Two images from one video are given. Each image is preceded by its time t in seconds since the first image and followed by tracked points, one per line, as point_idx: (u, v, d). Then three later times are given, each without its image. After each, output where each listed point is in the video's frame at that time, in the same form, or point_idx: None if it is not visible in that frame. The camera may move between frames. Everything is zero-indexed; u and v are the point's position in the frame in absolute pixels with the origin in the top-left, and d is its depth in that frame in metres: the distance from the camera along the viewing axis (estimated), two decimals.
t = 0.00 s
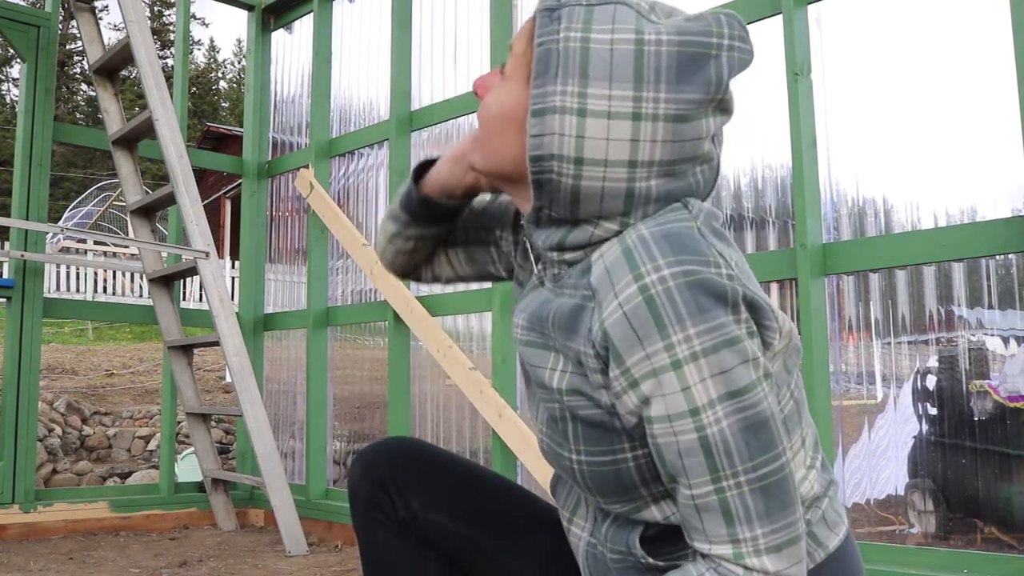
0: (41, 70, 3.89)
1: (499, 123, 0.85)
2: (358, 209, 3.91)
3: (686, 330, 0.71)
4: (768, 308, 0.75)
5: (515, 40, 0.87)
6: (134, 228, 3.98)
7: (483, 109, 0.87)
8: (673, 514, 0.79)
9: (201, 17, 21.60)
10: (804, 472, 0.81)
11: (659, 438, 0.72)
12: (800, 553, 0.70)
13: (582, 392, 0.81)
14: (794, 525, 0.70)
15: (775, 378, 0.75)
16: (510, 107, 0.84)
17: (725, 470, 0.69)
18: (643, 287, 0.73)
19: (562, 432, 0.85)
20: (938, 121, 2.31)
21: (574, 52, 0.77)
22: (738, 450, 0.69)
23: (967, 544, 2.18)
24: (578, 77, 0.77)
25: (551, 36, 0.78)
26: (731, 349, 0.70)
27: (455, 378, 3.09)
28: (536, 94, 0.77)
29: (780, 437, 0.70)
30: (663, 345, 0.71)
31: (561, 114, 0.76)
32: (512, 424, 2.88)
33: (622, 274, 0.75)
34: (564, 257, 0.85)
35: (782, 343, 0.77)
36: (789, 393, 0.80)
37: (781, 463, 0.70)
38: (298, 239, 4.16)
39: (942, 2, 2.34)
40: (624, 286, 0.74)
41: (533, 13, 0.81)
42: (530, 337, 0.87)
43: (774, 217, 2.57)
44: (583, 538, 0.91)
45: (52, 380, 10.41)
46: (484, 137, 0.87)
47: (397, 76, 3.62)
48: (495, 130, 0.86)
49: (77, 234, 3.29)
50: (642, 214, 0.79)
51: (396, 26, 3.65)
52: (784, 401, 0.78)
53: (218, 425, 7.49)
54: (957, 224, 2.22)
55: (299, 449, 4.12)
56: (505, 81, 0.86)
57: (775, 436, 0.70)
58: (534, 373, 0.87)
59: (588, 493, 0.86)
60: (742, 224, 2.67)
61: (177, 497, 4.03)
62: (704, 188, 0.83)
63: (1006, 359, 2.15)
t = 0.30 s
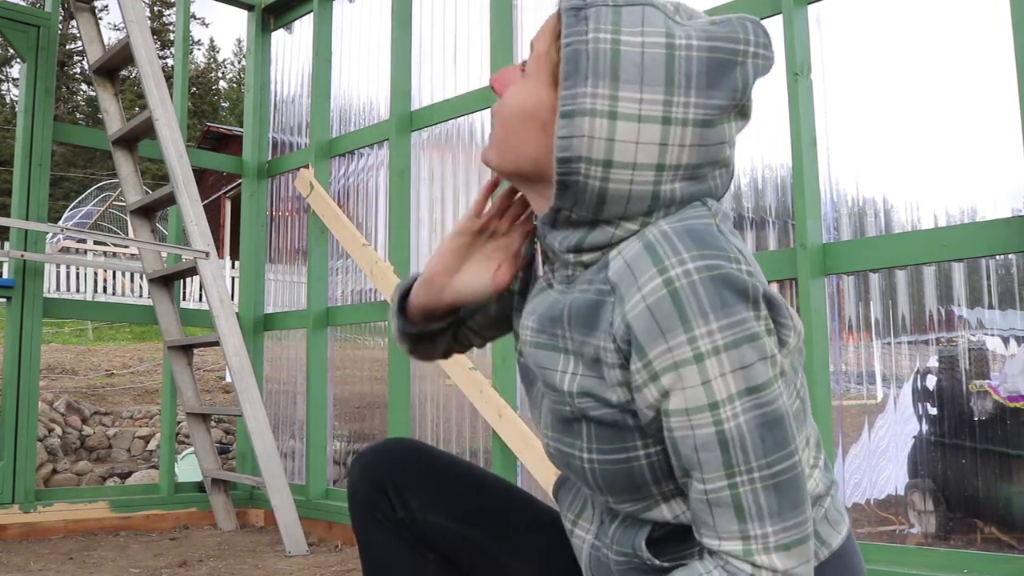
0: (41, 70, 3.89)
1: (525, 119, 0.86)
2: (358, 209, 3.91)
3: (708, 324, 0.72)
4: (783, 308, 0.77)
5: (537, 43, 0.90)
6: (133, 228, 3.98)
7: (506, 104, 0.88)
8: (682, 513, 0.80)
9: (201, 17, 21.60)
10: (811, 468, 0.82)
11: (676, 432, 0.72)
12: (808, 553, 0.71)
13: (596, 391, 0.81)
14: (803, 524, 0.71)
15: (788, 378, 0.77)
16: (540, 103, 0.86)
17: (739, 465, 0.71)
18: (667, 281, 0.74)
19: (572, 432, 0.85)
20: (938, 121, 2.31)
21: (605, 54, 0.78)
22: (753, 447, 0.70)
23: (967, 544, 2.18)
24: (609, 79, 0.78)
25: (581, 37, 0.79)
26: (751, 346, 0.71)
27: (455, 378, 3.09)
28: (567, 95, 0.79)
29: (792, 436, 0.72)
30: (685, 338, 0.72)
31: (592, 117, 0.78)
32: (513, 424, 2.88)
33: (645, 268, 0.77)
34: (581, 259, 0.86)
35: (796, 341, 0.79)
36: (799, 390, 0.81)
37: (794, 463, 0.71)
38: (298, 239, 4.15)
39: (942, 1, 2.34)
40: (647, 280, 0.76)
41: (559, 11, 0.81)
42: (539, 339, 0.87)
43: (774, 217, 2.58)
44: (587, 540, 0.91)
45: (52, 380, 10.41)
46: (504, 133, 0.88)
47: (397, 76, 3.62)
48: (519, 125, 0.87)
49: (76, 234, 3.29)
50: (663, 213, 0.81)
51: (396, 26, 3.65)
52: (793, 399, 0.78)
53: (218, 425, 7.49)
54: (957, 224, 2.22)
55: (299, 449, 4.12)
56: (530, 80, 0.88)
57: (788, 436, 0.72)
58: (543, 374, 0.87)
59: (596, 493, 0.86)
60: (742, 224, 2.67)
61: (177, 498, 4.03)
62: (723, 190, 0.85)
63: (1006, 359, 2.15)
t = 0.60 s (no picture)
0: (41, 70, 3.89)
1: (606, 165, 0.89)
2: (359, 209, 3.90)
3: (764, 322, 0.84)
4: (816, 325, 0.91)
5: (570, 78, 0.89)
6: (134, 228, 3.98)
7: (580, 157, 0.89)
8: (702, 513, 0.92)
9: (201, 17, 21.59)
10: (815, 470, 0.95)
11: (714, 424, 0.84)
12: (815, 562, 0.83)
13: (635, 399, 0.90)
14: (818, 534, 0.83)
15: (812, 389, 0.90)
16: (618, 147, 0.89)
17: (772, 465, 0.82)
18: (730, 278, 0.86)
19: (595, 436, 0.95)
20: (938, 121, 2.31)
21: (656, 84, 0.84)
22: (787, 449, 0.82)
23: (967, 544, 2.18)
24: (669, 108, 0.84)
25: (629, 73, 0.84)
26: (797, 347, 0.84)
27: (455, 378, 3.09)
28: (637, 137, 0.84)
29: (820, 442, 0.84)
30: (742, 334, 0.84)
31: (663, 150, 0.84)
32: (512, 424, 2.88)
33: (706, 266, 0.88)
34: (621, 272, 0.94)
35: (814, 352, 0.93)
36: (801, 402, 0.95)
37: (818, 471, 0.84)
38: (298, 239, 4.16)
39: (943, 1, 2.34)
40: (709, 277, 0.87)
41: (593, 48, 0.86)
42: (569, 345, 0.95)
43: (774, 217, 2.58)
44: (586, 546, 1.01)
45: (52, 380, 10.40)
46: (589, 184, 0.90)
47: (397, 76, 3.63)
48: (602, 173, 0.90)
49: (76, 234, 3.29)
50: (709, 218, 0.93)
51: (396, 26, 3.65)
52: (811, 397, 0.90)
53: (218, 425, 7.49)
54: (957, 224, 2.22)
55: (299, 449, 4.12)
56: (594, 122, 0.89)
57: (817, 444, 0.84)
58: (570, 380, 0.95)
59: (615, 494, 0.97)
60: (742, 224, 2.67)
61: (177, 497, 4.03)
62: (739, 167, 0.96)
63: (1006, 359, 2.15)
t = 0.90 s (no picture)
0: (41, 70, 3.89)
1: (647, 172, 0.94)
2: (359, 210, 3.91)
3: (783, 322, 0.88)
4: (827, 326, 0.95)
5: (607, 89, 0.92)
6: (133, 228, 3.98)
7: (626, 167, 0.93)
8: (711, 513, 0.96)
9: (202, 17, 21.58)
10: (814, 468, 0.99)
11: (726, 422, 0.89)
12: (811, 565, 0.88)
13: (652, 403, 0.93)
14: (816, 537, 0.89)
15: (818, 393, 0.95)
16: (657, 156, 0.94)
17: (775, 465, 0.87)
18: (753, 277, 0.90)
19: (606, 443, 0.97)
20: (937, 121, 2.31)
21: (685, 85, 0.88)
22: (792, 450, 0.87)
23: (967, 543, 2.19)
24: (699, 110, 0.89)
25: (659, 75, 0.88)
26: (813, 349, 0.88)
27: (455, 378, 3.09)
28: (674, 142, 0.88)
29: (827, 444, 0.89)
30: (761, 332, 0.88)
31: (696, 153, 0.89)
32: (512, 424, 2.88)
33: (730, 265, 0.92)
34: (638, 276, 0.98)
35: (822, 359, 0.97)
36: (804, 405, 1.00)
37: (822, 474, 0.88)
38: (298, 239, 4.16)
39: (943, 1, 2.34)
40: (733, 277, 0.91)
41: (626, 52, 0.89)
42: (583, 351, 0.97)
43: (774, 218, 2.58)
44: (584, 552, 1.04)
45: (53, 380, 10.40)
46: (633, 193, 0.94)
47: (397, 75, 3.63)
48: (644, 181, 0.94)
49: (76, 234, 3.29)
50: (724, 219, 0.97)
51: (396, 26, 3.66)
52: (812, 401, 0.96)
53: (218, 425, 7.49)
54: (957, 224, 2.22)
55: (299, 449, 4.12)
56: (633, 131, 0.93)
57: (823, 447, 0.88)
58: (583, 387, 0.97)
59: (622, 501, 0.99)
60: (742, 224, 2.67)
61: (177, 498, 4.03)
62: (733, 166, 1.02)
63: (1006, 359, 2.15)
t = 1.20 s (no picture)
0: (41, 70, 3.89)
1: (657, 180, 0.94)
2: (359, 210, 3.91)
3: (789, 323, 0.89)
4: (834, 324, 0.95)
5: (615, 100, 0.92)
6: (133, 228, 3.98)
7: (638, 177, 0.93)
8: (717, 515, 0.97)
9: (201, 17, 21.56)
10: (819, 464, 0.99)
11: (732, 423, 0.89)
12: (813, 565, 0.89)
13: (662, 408, 0.93)
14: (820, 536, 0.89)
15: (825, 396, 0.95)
16: (665, 165, 0.94)
17: (779, 465, 0.87)
18: (761, 279, 0.91)
19: (614, 451, 0.97)
20: (937, 121, 2.31)
21: (692, 92, 0.89)
22: (796, 450, 0.87)
23: (967, 543, 2.19)
24: (706, 117, 0.90)
25: (667, 84, 0.88)
26: (820, 349, 0.89)
27: (455, 378, 3.09)
28: (684, 151, 0.89)
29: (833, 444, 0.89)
30: (768, 334, 0.89)
31: (705, 160, 0.90)
32: (513, 424, 2.88)
33: (738, 268, 0.93)
34: (646, 284, 0.98)
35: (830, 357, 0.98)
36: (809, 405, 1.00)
37: (828, 474, 0.89)
38: (298, 239, 4.16)
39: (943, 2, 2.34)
40: (743, 280, 0.92)
41: (634, 63, 0.89)
42: (591, 360, 0.97)
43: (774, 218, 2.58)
44: (589, 556, 1.04)
45: (52, 380, 10.40)
46: (645, 202, 0.94)
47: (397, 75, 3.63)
48: (654, 189, 0.94)
49: (76, 234, 3.28)
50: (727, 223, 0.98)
51: (396, 26, 3.65)
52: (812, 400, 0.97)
53: (218, 425, 7.48)
54: (957, 224, 2.23)
55: (299, 449, 4.12)
56: (642, 140, 0.93)
57: (830, 447, 0.89)
58: (591, 396, 0.98)
59: (630, 507, 0.99)
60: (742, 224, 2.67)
61: (177, 498, 4.03)
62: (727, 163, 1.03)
63: (1006, 359, 2.15)
